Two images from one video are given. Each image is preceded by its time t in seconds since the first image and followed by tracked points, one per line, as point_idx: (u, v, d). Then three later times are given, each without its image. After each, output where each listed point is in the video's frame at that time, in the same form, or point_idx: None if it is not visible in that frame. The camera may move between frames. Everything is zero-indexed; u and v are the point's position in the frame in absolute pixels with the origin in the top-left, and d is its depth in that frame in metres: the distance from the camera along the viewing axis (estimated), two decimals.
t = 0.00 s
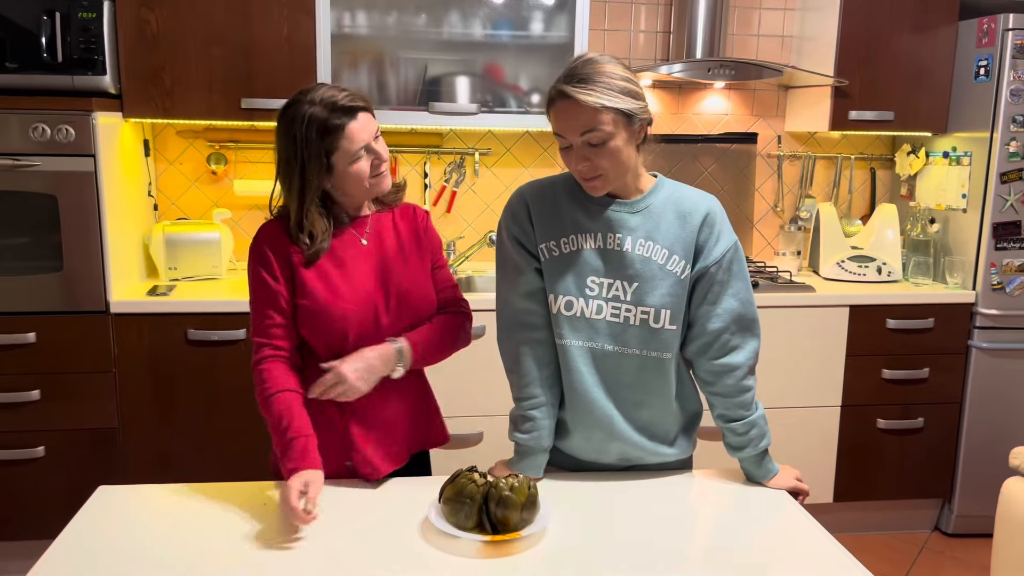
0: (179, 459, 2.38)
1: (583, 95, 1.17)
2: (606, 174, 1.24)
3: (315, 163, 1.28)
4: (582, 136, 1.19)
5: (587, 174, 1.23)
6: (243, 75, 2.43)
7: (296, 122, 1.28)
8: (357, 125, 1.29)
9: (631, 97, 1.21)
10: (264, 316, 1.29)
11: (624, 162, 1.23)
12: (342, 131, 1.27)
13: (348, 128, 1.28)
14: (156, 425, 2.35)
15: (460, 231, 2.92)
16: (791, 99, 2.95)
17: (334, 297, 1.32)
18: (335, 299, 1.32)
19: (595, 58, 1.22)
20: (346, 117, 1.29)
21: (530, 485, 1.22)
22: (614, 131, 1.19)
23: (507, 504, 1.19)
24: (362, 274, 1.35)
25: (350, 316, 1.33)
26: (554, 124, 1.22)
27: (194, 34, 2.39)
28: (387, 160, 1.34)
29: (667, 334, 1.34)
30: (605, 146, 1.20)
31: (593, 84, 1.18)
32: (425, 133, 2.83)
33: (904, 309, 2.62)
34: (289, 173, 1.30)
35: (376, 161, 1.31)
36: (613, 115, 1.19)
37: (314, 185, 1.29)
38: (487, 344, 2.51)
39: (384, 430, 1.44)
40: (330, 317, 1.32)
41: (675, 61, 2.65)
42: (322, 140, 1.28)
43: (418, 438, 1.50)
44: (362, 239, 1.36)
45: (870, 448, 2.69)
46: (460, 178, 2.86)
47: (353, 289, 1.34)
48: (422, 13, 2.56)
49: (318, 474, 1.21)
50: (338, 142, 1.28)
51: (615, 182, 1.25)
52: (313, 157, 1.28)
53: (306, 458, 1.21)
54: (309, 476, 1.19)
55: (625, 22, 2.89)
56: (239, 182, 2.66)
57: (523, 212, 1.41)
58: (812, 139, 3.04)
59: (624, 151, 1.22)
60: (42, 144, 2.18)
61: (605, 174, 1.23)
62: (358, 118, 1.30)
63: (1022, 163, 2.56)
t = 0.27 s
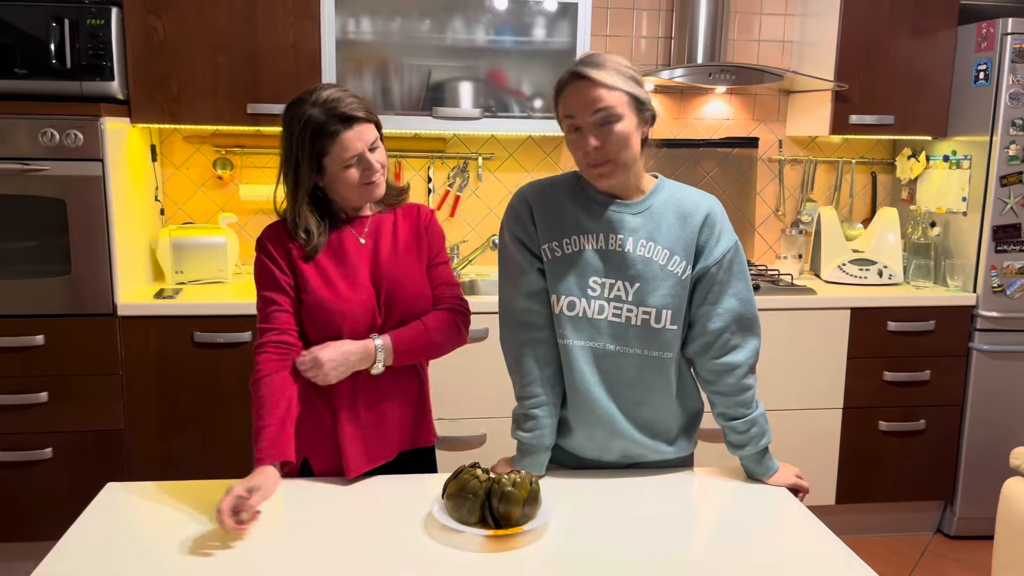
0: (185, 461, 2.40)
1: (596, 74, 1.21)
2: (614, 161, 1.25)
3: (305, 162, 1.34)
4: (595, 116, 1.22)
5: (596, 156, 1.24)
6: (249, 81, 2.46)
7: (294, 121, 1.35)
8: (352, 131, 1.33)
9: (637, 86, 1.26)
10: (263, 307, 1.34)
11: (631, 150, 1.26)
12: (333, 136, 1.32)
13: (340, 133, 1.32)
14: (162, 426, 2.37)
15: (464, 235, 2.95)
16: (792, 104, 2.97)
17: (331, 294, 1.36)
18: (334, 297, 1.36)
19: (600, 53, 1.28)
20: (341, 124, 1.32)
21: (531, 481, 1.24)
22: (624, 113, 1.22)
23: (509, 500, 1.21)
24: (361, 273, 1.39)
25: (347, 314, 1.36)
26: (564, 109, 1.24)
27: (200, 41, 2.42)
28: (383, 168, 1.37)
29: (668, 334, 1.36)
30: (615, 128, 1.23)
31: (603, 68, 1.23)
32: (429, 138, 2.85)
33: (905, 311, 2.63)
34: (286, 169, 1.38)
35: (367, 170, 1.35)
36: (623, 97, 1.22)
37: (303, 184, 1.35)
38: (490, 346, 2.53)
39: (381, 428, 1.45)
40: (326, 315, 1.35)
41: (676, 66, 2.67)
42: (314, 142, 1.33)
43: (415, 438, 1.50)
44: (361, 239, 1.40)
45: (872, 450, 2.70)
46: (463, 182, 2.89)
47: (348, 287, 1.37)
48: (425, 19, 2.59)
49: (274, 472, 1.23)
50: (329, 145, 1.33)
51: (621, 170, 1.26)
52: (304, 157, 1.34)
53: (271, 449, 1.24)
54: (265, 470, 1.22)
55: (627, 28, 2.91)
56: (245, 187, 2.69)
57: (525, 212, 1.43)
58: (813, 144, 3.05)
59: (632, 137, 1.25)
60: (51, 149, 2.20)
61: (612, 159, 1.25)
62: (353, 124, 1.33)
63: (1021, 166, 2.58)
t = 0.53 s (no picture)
0: (195, 461, 2.42)
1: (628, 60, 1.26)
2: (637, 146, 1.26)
3: (307, 163, 1.37)
4: (628, 96, 1.24)
5: (623, 135, 1.24)
6: (258, 84, 2.47)
7: (300, 121, 1.37)
8: (353, 137, 1.33)
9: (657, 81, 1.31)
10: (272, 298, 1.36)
11: (653, 138, 1.27)
12: (334, 142, 1.33)
13: (341, 139, 1.33)
14: (172, 427, 2.39)
15: (471, 237, 2.96)
16: (798, 105, 2.98)
17: (338, 292, 1.36)
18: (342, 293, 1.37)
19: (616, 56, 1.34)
20: (343, 130, 1.33)
21: (541, 478, 1.25)
22: (651, 99, 1.26)
23: (518, 496, 1.21)
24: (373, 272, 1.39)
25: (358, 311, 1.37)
26: (594, 89, 1.25)
27: (210, 44, 2.43)
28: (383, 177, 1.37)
29: (677, 332, 1.36)
30: (643, 110, 1.25)
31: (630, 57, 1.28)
32: (437, 140, 2.86)
33: (913, 311, 2.62)
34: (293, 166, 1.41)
35: (368, 179, 1.35)
36: (649, 85, 1.26)
37: (305, 184, 1.38)
38: (498, 347, 2.54)
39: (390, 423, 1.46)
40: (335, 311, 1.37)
41: (683, 68, 2.67)
42: (317, 145, 1.35)
43: (425, 435, 1.50)
44: (372, 240, 1.41)
45: (881, 451, 2.69)
46: (471, 184, 2.90)
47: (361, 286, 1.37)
48: (432, 22, 2.60)
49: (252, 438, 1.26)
50: (330, 149, 1.34)
51: (644, 156, 1.27)
52: (306, 158, 1.36)
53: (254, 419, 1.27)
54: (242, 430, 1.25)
55: (633, 30, 2.92)
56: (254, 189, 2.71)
57: (534, 211, 1.44)
58: (820, 145, 3.06)
59: (655, 126, 1.27)
60: (62, 151, 2.22)
61: (636, 142, 1.25)
62: (356, 131, 1.34)
63: None
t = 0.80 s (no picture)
0: (195, 463, 2.41)
1: (637, 63, 1.24)
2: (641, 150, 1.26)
3: (308, 164, 1.36)
4: (635, 101, 1.22)
5: (629, 142, 1.24)
6: (258, 85, 2.48)
7: (303, 121, 1.36)
8: (355, 140, 1.33)
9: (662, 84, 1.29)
10: (284, 305, 1.35)
11: (658, 142, 1.27)
12: (338, 143, 1.33)
13: (344, 141, 1.33)
14: (172, 428, 2.38)
15: (472, 238, 2.96)
16: (798, 106, 2.98)
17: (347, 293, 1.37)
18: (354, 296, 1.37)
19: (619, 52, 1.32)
20: (346, 132, 1.33)
21: (540, 476, 1.25)
22: (657, 103, 1.24)
23: (518, 495, 1.21)
24: (382, 275, 1.40)
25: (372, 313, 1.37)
26: (601, 92, 1.24)
27: (210, 46, 2.44)
28: (382, 185, 1.37)
29: (678, 330, 1.36)
30: (649, 116, 1.24)
31: (636, 58, 1.26)
32: (437, 142, 2.86)
33: (914, 312, 2.62)
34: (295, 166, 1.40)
35: (370, 181, 1.35)
36: (655, 88, 1.25)
37: (306, 185, 1.37)
38: (498, 348, 2.54)
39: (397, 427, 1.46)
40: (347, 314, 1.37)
41: (683, 69, 2.68)
42: (320, 146, 1.34)
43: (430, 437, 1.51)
44: (378, 241, 1.42)
45: (882, 452, 2.69)
46: (471, 186, 2.90)
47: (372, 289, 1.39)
48: (432, 23, 2.60)
49: (269, 436, 1.25)
50: (333, 150, 1.34)
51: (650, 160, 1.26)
52: (308, 159, 1.36)
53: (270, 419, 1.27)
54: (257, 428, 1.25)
55: (633, 32, 2.93)
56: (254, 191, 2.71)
57: (535, 210, 1.44)
58: (820, 146, 3.06)
59: (660, 130, 1.26)
60: (62, 153, 2.22)
61: (642, 148, 1.24)
62: (361, 133, 1.33)
63: None
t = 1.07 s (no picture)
0: (191, 461, 2.40)
1: (638, 56, 1.23)
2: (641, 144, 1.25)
3: (303, 161, 1.34)
4: (636, 95, 1.22)
5: (629, 136, 1.23)
6: (254, 82, 2.47)
7: (297, 116, 1.35)
8: (350, 138, 1.32)
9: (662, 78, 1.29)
10: (279, 315, 1.35)
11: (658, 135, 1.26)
12: (334, 140, 1.32)
13: (341, 139, 1.32)
14: (168, 426, 2.37)
15: (470, 236, 2.95)
16: (797, 103, 2.97)
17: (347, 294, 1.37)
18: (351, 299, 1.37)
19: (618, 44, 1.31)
20: (343, 128, 1.32)
21: (537, 472, 1.24)
22: (658, 97, 1.24)
23: (515, 490, 1.20)
24: (378, 274, 1.40)
25: (372, 317, 1.37)
26: (601, 84, 1.23)
27: (206, 42, 2.43)
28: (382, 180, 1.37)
29: (676, 325, 1.35)
30: (649, 110, 1.23)
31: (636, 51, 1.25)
32: (434, 139, 2.85)
33: (913, 308, 2.61)
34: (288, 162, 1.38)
35: (366, 179, 1.34)
36: (656, 82, 1.24)
37: (300, 183, 1.36)
38: (496, 346, 2.53)
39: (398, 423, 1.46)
40: (343, 317, 1.36)
41: (681, 65, 2.66)
42: (316, 142, 1.33)
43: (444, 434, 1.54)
44: (373, 239, 1.42)
45: (881, 449, 2.68)
46: (469, 183, 2.89)
47: (369, 290, 1.39)
48: (429, 19, 2.59)
49: (289, 427, 1.33)
50: (329, 147, 1.33)
51: (650, 154, 1.25)
52: (303, 156, 1.34)
53: (280, 411, 1.34)
54: (278, 421, 1.32)
55: (631, 29, 2.92)
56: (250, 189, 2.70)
57: (532, 204, 1.42)
58: (819, 143, 3.05)
59: (660, 123, 1.26)
60: (57, 150, 2.21)
61: (643, 142, 1.24)
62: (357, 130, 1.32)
63: None
